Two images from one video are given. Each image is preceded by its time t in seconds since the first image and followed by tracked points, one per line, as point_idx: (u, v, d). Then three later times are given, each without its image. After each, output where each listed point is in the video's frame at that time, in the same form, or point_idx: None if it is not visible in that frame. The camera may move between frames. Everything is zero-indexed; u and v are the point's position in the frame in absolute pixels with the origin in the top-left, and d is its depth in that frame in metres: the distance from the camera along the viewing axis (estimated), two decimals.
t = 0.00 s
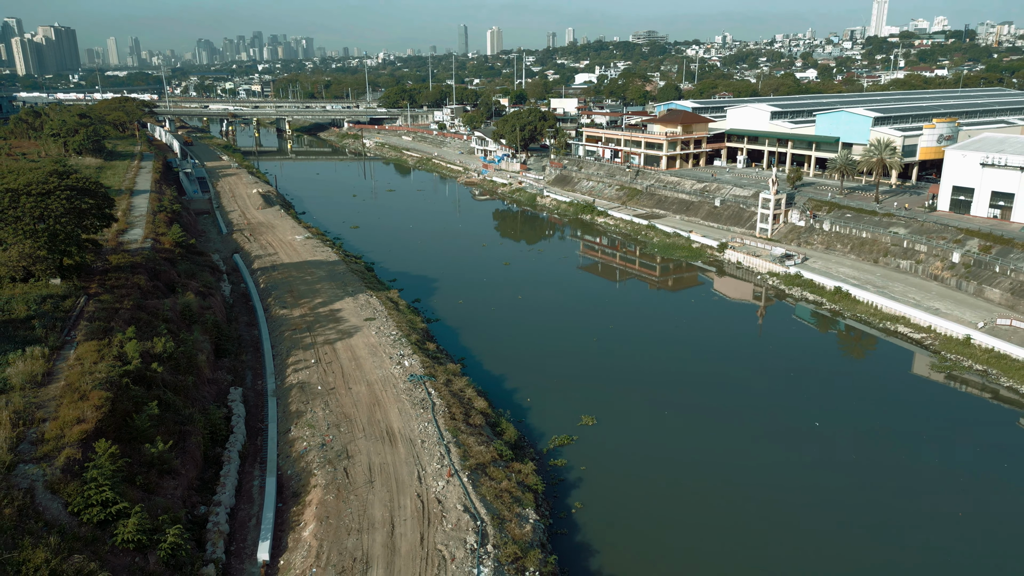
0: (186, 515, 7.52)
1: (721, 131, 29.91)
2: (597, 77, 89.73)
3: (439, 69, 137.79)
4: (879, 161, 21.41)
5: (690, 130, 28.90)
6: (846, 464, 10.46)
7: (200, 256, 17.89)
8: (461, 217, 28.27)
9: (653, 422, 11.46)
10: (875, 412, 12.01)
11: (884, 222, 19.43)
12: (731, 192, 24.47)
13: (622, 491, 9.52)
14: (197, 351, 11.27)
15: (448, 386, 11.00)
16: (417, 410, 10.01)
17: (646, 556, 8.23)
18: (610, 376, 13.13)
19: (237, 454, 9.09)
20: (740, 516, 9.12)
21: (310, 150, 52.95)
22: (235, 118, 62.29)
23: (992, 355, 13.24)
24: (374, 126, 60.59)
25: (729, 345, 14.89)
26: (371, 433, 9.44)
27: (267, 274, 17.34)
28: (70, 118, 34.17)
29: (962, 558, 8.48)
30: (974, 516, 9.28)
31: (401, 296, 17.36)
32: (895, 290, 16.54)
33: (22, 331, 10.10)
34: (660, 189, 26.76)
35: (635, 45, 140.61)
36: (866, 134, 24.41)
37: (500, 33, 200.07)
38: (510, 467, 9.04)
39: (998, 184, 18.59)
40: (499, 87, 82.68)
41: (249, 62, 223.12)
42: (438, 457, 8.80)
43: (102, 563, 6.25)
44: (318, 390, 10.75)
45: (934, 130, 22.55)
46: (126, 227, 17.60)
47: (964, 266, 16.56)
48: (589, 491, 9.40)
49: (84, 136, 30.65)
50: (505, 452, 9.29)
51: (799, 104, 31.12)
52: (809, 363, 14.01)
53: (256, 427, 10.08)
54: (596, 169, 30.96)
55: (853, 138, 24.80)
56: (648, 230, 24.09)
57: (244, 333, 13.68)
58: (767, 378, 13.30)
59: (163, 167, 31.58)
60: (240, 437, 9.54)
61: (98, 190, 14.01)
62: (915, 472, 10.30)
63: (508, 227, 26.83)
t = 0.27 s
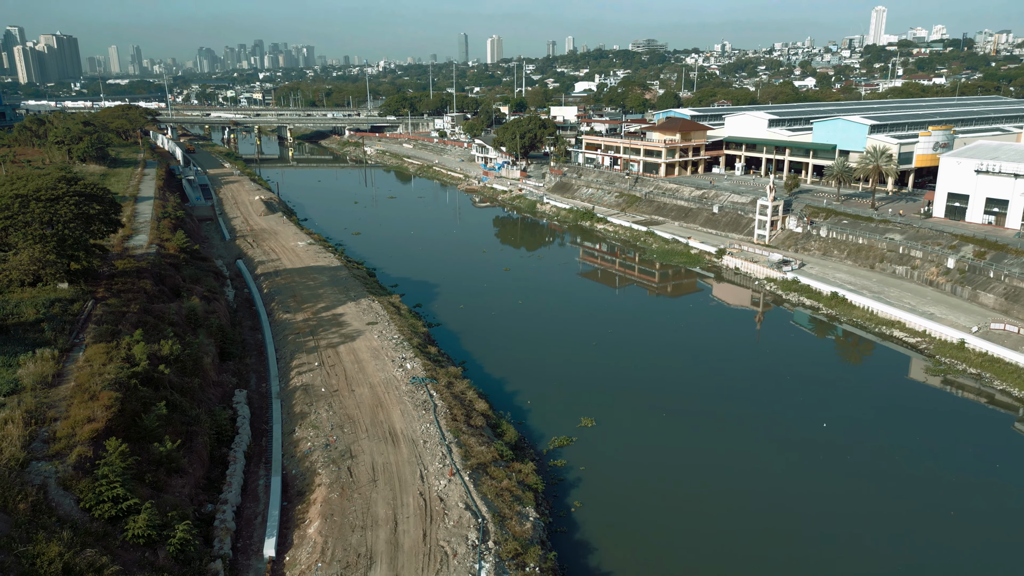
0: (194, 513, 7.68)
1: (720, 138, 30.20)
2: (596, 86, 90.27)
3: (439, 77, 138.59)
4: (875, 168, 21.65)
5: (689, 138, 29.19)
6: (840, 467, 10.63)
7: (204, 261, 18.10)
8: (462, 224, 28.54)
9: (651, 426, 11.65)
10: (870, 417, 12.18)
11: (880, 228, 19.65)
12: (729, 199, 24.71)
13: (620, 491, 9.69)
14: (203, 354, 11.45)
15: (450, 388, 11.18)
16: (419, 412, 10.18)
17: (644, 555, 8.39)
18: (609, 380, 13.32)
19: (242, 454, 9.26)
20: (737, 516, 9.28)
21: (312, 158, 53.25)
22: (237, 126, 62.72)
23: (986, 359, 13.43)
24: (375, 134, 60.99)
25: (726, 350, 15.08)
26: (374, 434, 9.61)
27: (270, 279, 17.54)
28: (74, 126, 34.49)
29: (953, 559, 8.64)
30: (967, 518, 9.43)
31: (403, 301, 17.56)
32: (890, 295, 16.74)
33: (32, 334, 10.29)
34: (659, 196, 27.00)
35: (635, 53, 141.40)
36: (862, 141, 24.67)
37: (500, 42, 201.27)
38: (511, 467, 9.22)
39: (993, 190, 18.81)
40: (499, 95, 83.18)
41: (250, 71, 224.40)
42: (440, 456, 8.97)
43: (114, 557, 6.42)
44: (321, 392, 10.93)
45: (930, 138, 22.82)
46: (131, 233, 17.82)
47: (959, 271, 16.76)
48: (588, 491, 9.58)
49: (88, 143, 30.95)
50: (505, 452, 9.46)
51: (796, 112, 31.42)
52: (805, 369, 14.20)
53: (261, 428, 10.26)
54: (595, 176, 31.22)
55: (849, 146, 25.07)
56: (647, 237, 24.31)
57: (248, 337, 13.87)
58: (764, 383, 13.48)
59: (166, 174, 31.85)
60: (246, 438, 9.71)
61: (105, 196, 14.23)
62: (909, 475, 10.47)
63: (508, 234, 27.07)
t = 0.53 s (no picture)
0: (202, 512, 7.85)
1: (718, 148, 30.50)
2: (596, 96, 90.89)
3: (440, 88, 139.60)
4: (871, 177, 21.93)
5: (687, 147, 29.50)
6: (836, 471, 10.80)
7: (208, 268, 18.32)
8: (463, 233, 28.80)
9: (649, 430, 11.85)
10: (865, 423, 12.37)
11: (876, 236, 19.88)
12: (727, 208, 24.97)
13: (619, 493, 9.90)
14: (208, 359, 11.64)
15: (451, 392, 11.37)
16: (421, 415, 10.37)
17: (643, 554, 8.57)
18: (608, 386, 13.54)
19: (248, 456, 9.43)
20: (733, 518, 9.47)
21: (314, 167, 53.65)
22: (239, 136, 63.19)
23: (980, 364, 13.63)
24: (377, 144, 61.44)
25: (723, 357, 15.29)
26: (378, 437, 9.80)
27: (274, 286, 17.77)
28: (79, 136, 34.84)
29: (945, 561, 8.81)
30: (959, 521, 9.60)
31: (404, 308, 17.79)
32: (886, 302, 16.96)
33: (42, 338, 10.50)
34: (658, 205, 27.27)
35: (634, 64, 142.45)
36: (858, 151, 24.97)
37: (501, 52, 202.59)
38: (511, 468, 9.41)
39: (987, 199, 19.06)
40: (500, 105, 83.80)
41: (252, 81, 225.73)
42: (442, 458, 9.15)
43: (125, 553, 6.61)
44: (325, 395, 11.12)
45: (925, 147, 23.10)
46: (136, 241, 18.06)
47: (953, 278, 16.97)
48: (588, 492, 9.78)
49: (93, 152, 31.28)
50: (506, 454, 9.64)
51: (794, 122, 31.75)
52: (802, 375, 14.38)
53: (265, 431, 10.44)
54: (595, 186, 31.52)
55: (846, 155, 25.36)
56: (646, 245, 24.57)
57: (252, 342, 14.07)
58: (761, 389, 13.68)
59: (170, 183, 32.18)
60: (251, 440, 9.88)
61: (113, 204, 14.47)
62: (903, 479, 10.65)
63: (508, 242, 27.33)
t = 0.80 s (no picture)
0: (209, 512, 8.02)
1: (716, 158, 30.83)
2: (596, 106, 91.50)
3: (440, 98, 140.59)
4: (867, 186, 22.22)
5: (685, 157, 29.82)
6: (831, 476, 10.98)
7: (212, 276, 18.55)
8: (463, 242, 29.06)
9: (647, 436, 12.05)
10: (860, 428, 12.56)
11: (872, 245, 20.12)
12: (725, 217, 25.24)
13: (618, 495, 10.09)
14: (214, 364, 11.85)
15: (453, 397, 11.56)
16: (423, 419, 10.55)
17: (641, 554, 8.74)
18: (607, 392, 13.74)
19: (253, 459, 9.62)
20: (730, 520, 9.66)
21: (315, 177, 54.04)
22: (241, 146, 63.63)
23: (973, 370, 13.84)
24: (377, 154, 61.92)
25: (720, 365, 15.49)
26: (380, 440, 9.98)
27: (277, 294, 17.99)
28: (83, 146, 35.22)
29: (936, 563, 8.99)
30: (950, 525, 9.78)
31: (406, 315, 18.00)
32: (881, 309, 17.17)
33: (52, 343, 10.72)
34: (656, 214, 27.55)
35: (633, 75, 143.47)
36: (855, 161, 25.28)
37: (501, 64, 203.95)
38: (512, 470, 9.59)
39: (981, 209, 19.32)
40: (500, 116, 84.45)
41: (253, 92, 226.92)
42: (444, 460, 9.33)
43: (136, 549, 6.79)
44: (329, 400, 11.31)
45: (921, 158, 23.40)
46: (141, 249, 18.31)
47: (948, 286, 17.19)
48: (588, 494, 9.97)
49: (97, 162, 31.62)
50: (506, 456, 9.83)
51: (791, 132, 32.08)
52: (798, 382, 14.59)
53: (270, 435, 10.62)
54: (594, 195, 31.82)
55: (842, 165, 25.66)
56: (644, 254, 24.82)
57: (256, 349, 14.26)
58: (757, 396, 13.87)
59: (173, 192, 32.48)
60: (256, 443, 10.07)
61: (120, 212, 14.73)
62: (897, 483, 10.83)
63: (508, 251, 27.58)
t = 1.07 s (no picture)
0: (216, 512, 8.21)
1: (714, 168, 31.16)
2: (596, 117, 92.14)
3: (441, 109, 141.53)
4: (863, 196, 22.53)
5: (684, 167, 30.15)
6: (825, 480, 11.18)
7: (216, 284, 18.80)
8: (464, 251, 29.33)
9: (645, 440, 12.27)
10: (855, 434, 12.75)
11: (868, 254, 20.37)
12: (723, 226, 25.52)
13: (616, 497, 10.31)
14: (219, 369, 12.06)
15: (454, 402, 11.76)
16: (425, 423, 10.75)
17: (639, 554, 8.95)
18: (606, 398, 13.97)
19: (259, 461, 9.81)
20: (725, 522, 9.86)
21: (316, 187, 54.44)
22: (243, 156, 64.09)
23: (966, 376, 14.05)
24: (379, 164, 62.37)
25: (718, 372, 15.71)
26: (383, 443, 10.17)
27: (281, 302, 18.23)
28: (88, 157, 35.59)
29: (927, 564, 9.17)
30: (942, 527, 9.97)
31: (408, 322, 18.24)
32: (877, 317, 17.40)
33: (61, 348, 10.95)
34: (655, 223, 27.84)
35: (633, 86, 144.52)
36: (851, 171, 25.60)
37: (502, 75, 205.36)
38: (512, 472, 9.79)
39: (975, 218, 19.60)
40: (501, 126, 85.04)
41: (255, 103, 228.28)
42: (446, 462, 9.53)
43: (147, 546, 6.99)
44: (332, 404, 11.52)
45: (916, 168, 23.69)
46: (146, 258, 18.58)
47: (943, 294, 17.42)
48: (587, 496, 10.19)
49: (102, 173, 31.96)
50: (507, 459, 10.03)
51: (789, 143, 32.43)
52: (793, 389, 14.79)
53: (275, 439, 10.82)
54: (593, 205, 32.13)
55: (839, 175, 25.97)
56: (643, 263, 25.10)
57: (260, 355, 14.48)
58: (753, 403, 14.08)
59: (176, 202, 32.79)
60: (261, 447, 10.26)
61: (128, 221, 15.01)
62: (890, 487, 11.01)
63: (509, 260, 27.85)
